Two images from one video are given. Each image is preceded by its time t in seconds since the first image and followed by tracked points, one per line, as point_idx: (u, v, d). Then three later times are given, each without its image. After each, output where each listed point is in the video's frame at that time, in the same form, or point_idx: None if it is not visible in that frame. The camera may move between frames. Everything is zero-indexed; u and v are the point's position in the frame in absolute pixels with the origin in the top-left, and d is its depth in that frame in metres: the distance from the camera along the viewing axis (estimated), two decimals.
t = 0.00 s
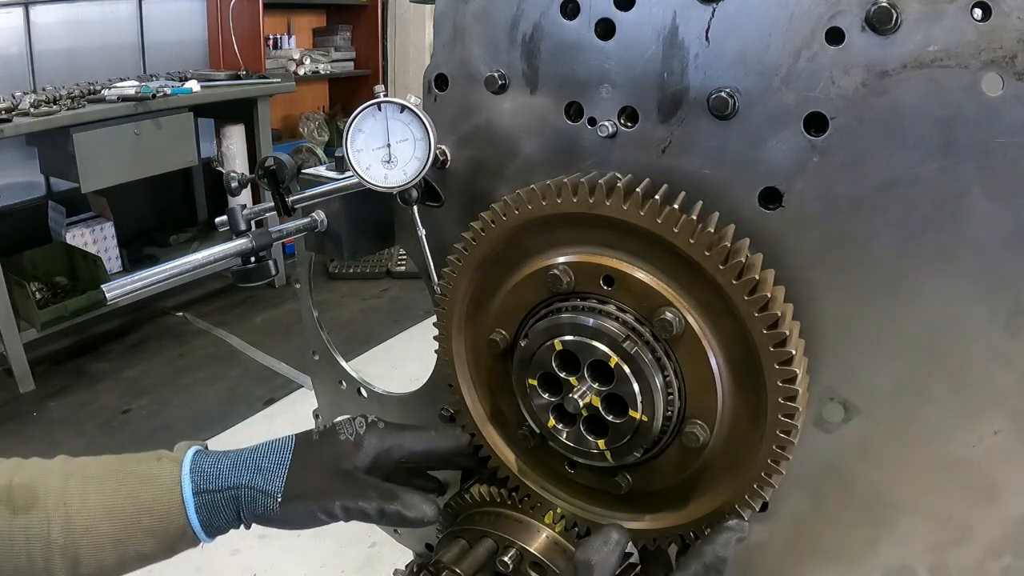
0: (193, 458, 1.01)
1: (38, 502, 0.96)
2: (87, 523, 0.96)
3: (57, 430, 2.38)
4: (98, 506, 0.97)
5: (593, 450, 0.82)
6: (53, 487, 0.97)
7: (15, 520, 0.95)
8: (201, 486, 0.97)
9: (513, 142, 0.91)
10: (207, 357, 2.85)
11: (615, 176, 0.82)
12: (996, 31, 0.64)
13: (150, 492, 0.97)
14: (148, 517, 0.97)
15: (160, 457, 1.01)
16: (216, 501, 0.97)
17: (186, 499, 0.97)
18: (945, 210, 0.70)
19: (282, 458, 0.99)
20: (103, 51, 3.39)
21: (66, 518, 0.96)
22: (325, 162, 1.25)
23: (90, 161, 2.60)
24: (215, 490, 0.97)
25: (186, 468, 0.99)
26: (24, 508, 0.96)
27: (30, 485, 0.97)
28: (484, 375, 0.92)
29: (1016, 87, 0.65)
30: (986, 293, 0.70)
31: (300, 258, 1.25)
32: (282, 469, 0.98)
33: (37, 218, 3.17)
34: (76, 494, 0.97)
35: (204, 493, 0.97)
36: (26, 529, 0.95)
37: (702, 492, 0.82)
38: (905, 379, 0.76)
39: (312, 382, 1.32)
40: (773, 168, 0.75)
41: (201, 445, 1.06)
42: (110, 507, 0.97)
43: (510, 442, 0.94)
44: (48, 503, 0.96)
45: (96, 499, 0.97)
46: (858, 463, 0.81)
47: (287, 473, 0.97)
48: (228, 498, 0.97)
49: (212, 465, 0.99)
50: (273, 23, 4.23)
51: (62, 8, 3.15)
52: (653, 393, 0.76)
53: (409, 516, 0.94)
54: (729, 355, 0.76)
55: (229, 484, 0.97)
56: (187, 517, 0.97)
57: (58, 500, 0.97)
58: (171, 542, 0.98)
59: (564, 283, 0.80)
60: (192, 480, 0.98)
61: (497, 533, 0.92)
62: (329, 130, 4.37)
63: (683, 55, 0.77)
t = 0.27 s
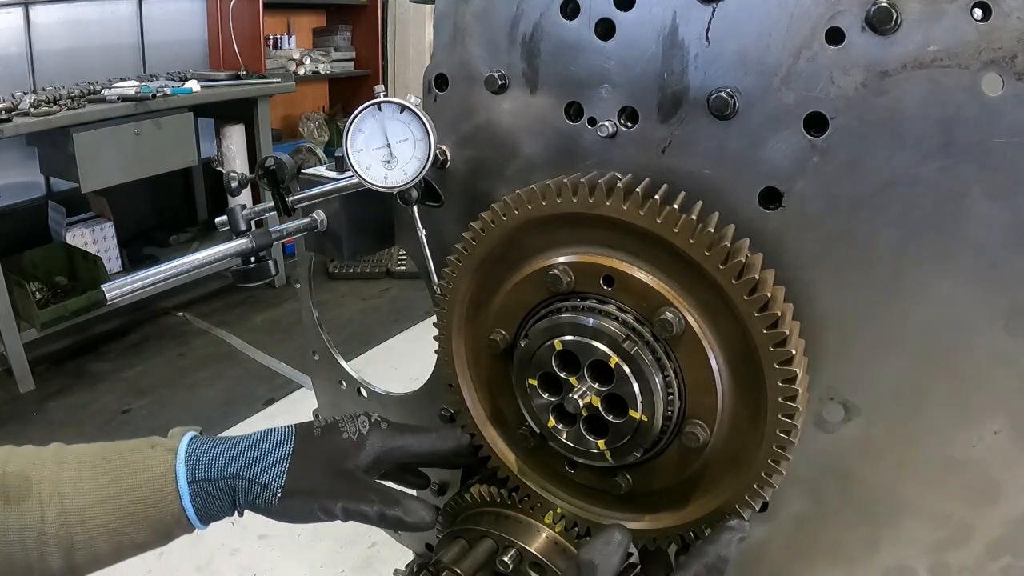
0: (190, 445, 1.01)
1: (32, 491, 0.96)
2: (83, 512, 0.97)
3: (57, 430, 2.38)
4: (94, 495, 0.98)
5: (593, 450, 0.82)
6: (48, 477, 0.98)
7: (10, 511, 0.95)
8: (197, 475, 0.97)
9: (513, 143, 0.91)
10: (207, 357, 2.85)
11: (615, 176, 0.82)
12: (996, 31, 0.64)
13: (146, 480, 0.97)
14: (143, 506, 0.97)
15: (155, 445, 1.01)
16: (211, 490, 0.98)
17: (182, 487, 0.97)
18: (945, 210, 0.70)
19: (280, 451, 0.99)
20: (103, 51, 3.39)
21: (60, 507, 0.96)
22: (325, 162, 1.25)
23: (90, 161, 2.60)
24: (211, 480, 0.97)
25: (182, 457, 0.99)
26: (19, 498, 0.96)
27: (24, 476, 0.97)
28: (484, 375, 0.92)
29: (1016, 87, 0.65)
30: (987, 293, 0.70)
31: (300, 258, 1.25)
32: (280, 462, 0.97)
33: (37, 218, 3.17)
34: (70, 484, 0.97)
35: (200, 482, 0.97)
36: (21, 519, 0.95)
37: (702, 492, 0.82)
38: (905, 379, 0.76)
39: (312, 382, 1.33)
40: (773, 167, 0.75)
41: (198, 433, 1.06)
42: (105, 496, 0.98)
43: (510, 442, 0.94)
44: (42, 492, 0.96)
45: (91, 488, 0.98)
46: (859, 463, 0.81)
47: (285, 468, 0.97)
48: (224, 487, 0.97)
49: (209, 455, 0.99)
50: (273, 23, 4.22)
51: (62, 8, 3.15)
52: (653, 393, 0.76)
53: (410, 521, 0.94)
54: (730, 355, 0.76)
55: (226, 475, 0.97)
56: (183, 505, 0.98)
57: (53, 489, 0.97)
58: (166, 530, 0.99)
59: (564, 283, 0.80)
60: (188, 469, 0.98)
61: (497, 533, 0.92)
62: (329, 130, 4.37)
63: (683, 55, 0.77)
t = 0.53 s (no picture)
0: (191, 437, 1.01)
1: (34, 480, 0.96)
2: (85, 502, 0.96)
3: (57, 430, 2.38)
4: (95, 485, 0.97)
5: (593, 450, 0.82)
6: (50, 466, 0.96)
7: (13, 499, 0.94)
8: (197, 467, 0.97)
9: (513, 143, 0.91)
10: (207, 357, 2.85)
11: (615, 176, 0.82)
12: (996, 31, 0.64)
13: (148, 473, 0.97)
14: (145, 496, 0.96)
15: (156, 437, 1.00)
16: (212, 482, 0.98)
17: (183, 479, 0.97)
18: (945, 209, 0.70)
19: (281, 447, 0.99)
20: (103, 51, 3.39)
21: (63, 495, 0.96)
22: (325, 162, 1.24)
23: (89, 161, 2.60)
24: (212, 472, 0.97)
25: (184, 449, 0.99)
26: (21, 486, 0.95)
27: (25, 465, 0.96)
28: (484, 375, 0.92)
29: (1016, 86, 0.65)
30: (987, 293, 0.70)
31: (300, 258, 1.25)
32: (281, 457, 0.97)
33: (37, 218, 3.17)
34: (72, 473, 0.97)
35: (201, 473, 0.98)
36: (24, 509, 0.94)
37: (702, 491, 0.82)
38: (905, 379, 0.76)
39: (312, 382, 1.33)
40: (773, 167, 0.75)
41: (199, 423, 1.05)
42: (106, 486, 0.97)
43: (510, 442, 0.94)
44: (44, 481, 0.96)
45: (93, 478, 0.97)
46: (859, 464, 0.81)
47: (286, 464, 0.97)
48: (225, 479, 0.98)
49: (210, 447, 0.99)
50: (273, 23, 4.22)
51: (62, 8, 3.15)
52: (653, 393, 0.76)
53: (406, 519, 0.95)
54: (729, 355, 0.76)
55: (226, 467, 0.97)
56: (183, 495, 0.98)
57: (55, 478, 0.96)
58: (166, 520, 0.99)
59: (564, 283, 0.80)
60: (189, 461, 0.98)
61: (497, 533, 0.92)
62: (329, 130, 4.37)
63: (683, 55, 0.77)
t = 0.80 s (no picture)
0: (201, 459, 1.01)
1: (55, 501, 0.93)
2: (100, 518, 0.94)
3: (57, 430, 2.38)
4: (115, 507, 0.95)
5: (593, 450, 0.82)
6: (70, 483, 0.95)
7: (31, 519, 0.92)
8: (209, 484, 0.97)
9: (513, 143, 0.91)
10: (207, 357, 2.85)
11: (616, 176, 0.82)
12: (996, 31, 0.64)
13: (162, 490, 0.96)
14: (161, 514, 0.95)
15: (171, 458, 1.00)
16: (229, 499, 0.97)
17: (195, 498, 0.96)
18: (944, 209, 0.70)
19: (283, 453, 1.00)
20: (103, 51, 3.39)
21: (82, 518, 0.93)
22: (325, 162, 1.24)
23: (90, 161, 2.60)
24: (225, 488, 0.97)
25: (194, 468, 0.99)
26: (40, 507, 0.93)
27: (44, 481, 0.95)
28: (484, 375, 0.92)
29: (1016, 86, 0.64)
30: (988, 292, 0.70)
31: (300, 258, 1.25)
32: (284, 460, 0.99)
33: (37, 218, 3.17)
34: (92, 494, 0.95)
35: (212, 492, 0.97)
36: (44, 530, 0.92)
37: (702, 491, 0.82)
38: (904, 379, 0.76)
39: (312, 382, 1.32)
40: (773, 167, 0.75)
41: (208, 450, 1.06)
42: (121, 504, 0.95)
43: (510, 442, 0.94)
44: (64, 503, 0.93)
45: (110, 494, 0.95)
46: (858, 463, 0.81)
47: (289, 464, 0.98)
48: (236, 496, 0.97)
49: (220, 464, 0.99)
50: (273, 23, 4.22)
51: (62, 8, 3.15)
52: (653, 393, 0.76)
53: (408, 494, 0.95)
54: (730, 355, 0.76)
55: (235, 483, 0.97)
56: (197, 517, 0.96)
57: (76, 501, 0.94)
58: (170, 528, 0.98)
59: (564, 283, 0.80)
60: (200, 479, 0.98)
61: (497, 533, 0.92)
62: (329, 130, 4.37)
63: (683, 55, 0.77)
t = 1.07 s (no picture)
0: (156, 417, 0.97)
1: (15, 458, 0.88)
2: (62, 478, 0.89)
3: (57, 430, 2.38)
4: (79, 464, 0.89)
5: (593, 450, 0.82)
6: (31, 439, 0.89)
7: None
8: (161, 444, 0.93)
9: (513, 143, 0.91)
10: (207, 357, 2.85)
11: (616, 176, 0.82)
12: (996, 31, 0.64)
13: (130, 455, 0.92)
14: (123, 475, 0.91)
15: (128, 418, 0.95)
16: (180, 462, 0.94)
17: (145, 457, 0.91)
18: (945, 209, 0.70)
19: (233, 427, 0.97)
20: (103, 51, 3.39)
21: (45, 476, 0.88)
22: (325, 162, 1.24)
23: (90, 161, 2.60)
24: (171, 449, 0.93)
25: (146, 427, 0.94)
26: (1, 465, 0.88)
27: (6, 438, 0.89)
28: (484, 375, 0.92)
29: (1016, 86, 0.65)
30: (988, 292, 0.70)
31: (300, 258, 1.25)
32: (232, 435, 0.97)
33: (37, 218, 3.17)
34: (51, 450, 0.89)
35: (162, 451, 0.93)
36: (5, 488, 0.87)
37: (702, 492, 0.82)
38: (904, 379, 0.76)
39: (312, 382, 1.32)
40: (773, 167, 0.75)
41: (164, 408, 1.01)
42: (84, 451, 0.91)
43: (510, 442, 0.94)
44: (25, 460, 0.88)
45: (70, 454, 0.89)
46: (859, 463, 0.81)
47: (237, 438, 0.96)
48: (186, 458, 0.93)
49: (172, 427, 0.95)
50: (273, 23, 4.22)
51: (62, 8, 3.15)
52: (653, 393, 0.76)
53: (335, 500, 0.96)
54: (730, 355, 0.76)
55: (188, 444, 0.94)
56: (145, 475, 0.91)
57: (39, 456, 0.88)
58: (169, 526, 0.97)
59: (564, 283, 0.80)
60: (151, 439, 0.93)
61: (496, 533, 0.93)
62: (329, 130, 4.37)
63: (683, 55, 0.77)
